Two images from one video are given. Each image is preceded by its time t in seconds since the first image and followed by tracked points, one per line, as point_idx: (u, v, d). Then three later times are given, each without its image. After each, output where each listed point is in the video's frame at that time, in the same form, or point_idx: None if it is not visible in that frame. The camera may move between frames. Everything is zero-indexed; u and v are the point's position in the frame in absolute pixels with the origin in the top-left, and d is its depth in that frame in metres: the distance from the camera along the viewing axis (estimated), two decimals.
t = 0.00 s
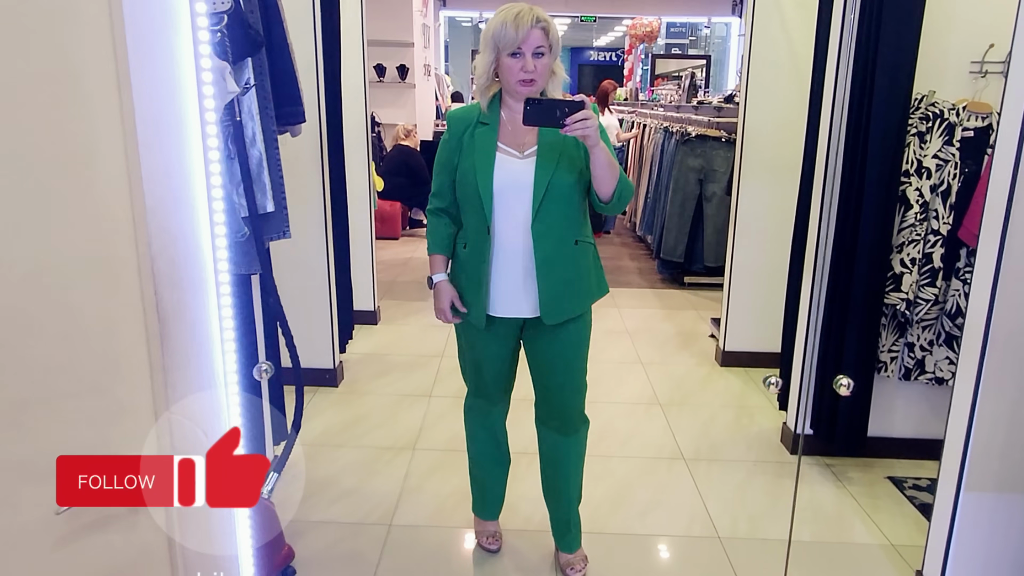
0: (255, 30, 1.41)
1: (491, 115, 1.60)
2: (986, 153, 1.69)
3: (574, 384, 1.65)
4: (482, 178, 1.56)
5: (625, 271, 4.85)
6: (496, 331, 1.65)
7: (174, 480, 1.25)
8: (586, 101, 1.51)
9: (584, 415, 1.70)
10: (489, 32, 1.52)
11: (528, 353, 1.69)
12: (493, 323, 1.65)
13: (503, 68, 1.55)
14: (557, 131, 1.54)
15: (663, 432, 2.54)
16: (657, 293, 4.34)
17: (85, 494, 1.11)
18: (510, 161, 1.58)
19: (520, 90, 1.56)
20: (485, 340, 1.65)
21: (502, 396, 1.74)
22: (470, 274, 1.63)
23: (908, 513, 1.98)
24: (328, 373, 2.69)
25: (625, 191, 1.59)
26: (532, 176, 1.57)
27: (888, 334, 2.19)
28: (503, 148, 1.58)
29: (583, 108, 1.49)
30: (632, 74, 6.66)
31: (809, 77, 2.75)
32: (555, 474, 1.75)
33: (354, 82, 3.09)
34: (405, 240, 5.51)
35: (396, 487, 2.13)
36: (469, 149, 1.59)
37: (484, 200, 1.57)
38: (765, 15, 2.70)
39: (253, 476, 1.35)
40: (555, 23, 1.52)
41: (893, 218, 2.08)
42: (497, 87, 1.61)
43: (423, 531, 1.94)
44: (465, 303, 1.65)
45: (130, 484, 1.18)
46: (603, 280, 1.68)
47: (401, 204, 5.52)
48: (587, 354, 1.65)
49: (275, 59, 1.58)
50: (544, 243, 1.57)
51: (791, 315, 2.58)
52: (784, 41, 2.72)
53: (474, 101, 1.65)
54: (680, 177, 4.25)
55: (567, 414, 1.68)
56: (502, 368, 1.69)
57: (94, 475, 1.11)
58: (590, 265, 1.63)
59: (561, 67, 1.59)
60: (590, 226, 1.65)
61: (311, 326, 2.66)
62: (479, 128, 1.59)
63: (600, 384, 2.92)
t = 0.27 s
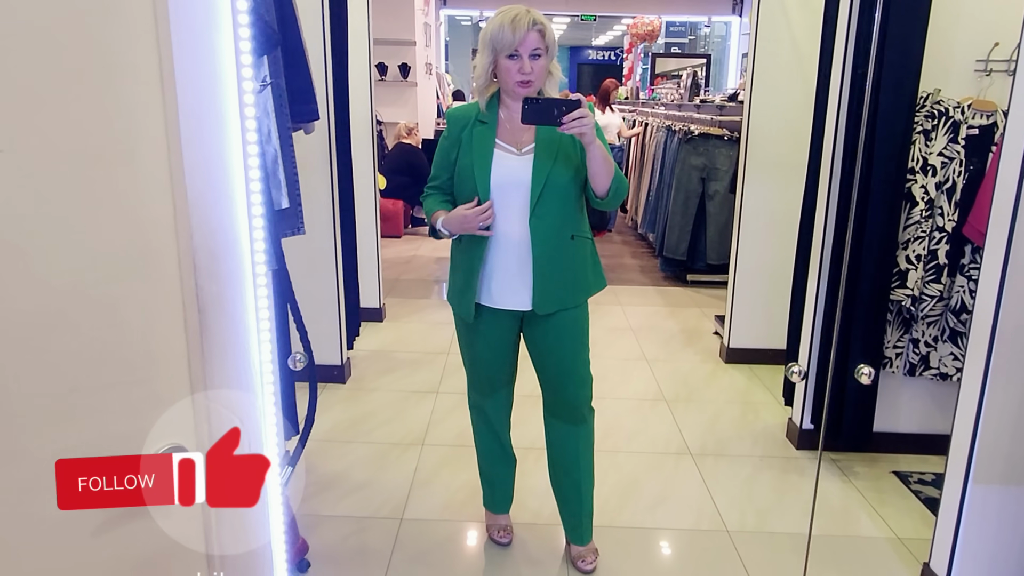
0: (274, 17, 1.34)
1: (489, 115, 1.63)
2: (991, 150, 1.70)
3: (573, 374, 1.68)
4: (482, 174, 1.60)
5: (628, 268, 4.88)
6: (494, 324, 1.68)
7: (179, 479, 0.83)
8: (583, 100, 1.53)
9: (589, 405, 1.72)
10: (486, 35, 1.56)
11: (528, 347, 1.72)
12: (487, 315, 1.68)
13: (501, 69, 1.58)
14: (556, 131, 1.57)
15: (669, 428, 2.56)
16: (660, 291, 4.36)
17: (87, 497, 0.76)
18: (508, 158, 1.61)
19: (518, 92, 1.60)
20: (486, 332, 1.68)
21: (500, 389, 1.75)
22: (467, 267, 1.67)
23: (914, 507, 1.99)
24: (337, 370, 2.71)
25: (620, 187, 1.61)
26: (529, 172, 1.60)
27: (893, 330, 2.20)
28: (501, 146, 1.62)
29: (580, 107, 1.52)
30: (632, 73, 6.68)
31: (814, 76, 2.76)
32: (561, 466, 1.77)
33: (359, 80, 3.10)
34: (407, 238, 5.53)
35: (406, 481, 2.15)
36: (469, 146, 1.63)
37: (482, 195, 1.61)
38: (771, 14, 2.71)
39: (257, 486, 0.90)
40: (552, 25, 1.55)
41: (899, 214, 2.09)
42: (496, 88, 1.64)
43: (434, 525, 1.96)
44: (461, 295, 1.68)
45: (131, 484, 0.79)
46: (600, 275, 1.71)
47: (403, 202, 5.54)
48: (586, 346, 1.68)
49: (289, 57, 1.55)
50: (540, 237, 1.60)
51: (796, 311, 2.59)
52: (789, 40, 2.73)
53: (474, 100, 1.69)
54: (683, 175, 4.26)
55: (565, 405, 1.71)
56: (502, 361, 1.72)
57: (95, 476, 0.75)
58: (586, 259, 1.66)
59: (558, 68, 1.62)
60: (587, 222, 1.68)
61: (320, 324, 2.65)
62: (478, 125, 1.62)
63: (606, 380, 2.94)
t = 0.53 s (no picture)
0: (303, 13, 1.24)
1: (492, 113, 1.63)
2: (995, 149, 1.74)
3: (573, 368, 1.70)
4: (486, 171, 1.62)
5: (629, 267, 4.90)
6: (496, 319, 1.70)
7: (179, 478, 0.81)
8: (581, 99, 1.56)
9: (591, 399, 1.75)
10: (488, 35, 1.57)
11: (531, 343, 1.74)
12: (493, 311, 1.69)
13: (502, 68, 1.60)
14: (554, 128, 1.58)
15: (673, 425, 2.57)
16: (662, 289, 4.38)
17: (86, 495, 0.77)
18: (509, 155, 1.63)
19: (518, 90, 1.61)
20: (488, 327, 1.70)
21: (504, 384, 1.76)
22: (472, 263, 1.68)
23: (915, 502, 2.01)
24: (341, 368, 2.72)
25: (619, 184, 1.64)
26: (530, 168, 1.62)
27: (895, 328, 2.19)
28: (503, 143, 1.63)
29: (578, 106, 1.54)
30: (632, 72, 6.68)
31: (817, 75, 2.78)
32: (565, 461, 1.80)
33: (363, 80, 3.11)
34: (409, 237, 5.55)
35: (412, 479, 2.16)
36: (471, 143, 1.64)
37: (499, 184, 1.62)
38: (774, 14, 2.73)
39: (258, 486, 0.86)
40: (553, 26, 1.57)
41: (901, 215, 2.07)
42: (496, 87, 1.65)
43: (440, 522, 1.98)
44: (466, 291, 1.69)
45: (131, 485, 0.79)
46: (597, 268, 1.73)
47: (405, 201, 5.55)
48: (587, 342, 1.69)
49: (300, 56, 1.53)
50: (542, 233, 1.62)
51: (799, 310, 2.61)
52: (791, 40, 2.74)
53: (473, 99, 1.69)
54: (685, 174, 4.27)
55: (567, 399, 1.73)
56: (505, 356, 1.73)
57: (94, 474, 0.77)
58: (585, 254, 1.68)
59: (558, 67, 1.64)
60: (585, 218, 1.70)
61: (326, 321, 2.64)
62: (481, 125, 1.63)
63: (609, 379, 2.95)
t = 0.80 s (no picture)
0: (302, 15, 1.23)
1: (486, 112, 1.64)
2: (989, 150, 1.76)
3: (567, 365, 1.72)
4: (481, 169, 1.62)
5: (626, 267, 4.91)
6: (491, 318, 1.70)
7: (179, 478, 0.81)
8: (577, 99, 1.56)
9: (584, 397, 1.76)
10: (485, 32, 1.58)
11: (527, 344, 1.75)
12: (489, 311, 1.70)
13: (497, 67, 1.61)
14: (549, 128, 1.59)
15: (670, 425, 2.58)
16: (659, 289, 4.39)
17: (87, 497, 0.78)
18: (503, 153, 1.63)
19: (513, 89, 1.61)
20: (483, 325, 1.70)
21: (501, 383, 1.77)
22: (466, 263, 1.69)
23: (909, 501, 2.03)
24: (339, 368, 2.72)
25: (613, 183, 1.67)
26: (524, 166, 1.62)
27: (890, 328, 2.20)
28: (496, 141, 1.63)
29: (574, 106, 1.55)
30: (628, 73, 6.69)
31: (813, 76, 2.79)
32: (560, 458, 1.81)
33: (361, 80, 3.11)
34: (406, 237, 5.55)
35: (410, 478, 2.17)
36: (465, 144, 1.64)
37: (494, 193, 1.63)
38: (770, 15, 2.74)
39: (257, 485, 0.86)
40: (548, 28, 1.59)
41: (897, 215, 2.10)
42: (491, 86, 1.66)
43: (438, 521, 1.99)
44: (461, 290, 1.70)
45: (130, 484, 0.80)
46: (590, 265, 1.74)
47: (401, 201, 5.55)
48: (580, 340, 1.71)
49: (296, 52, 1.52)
50: (535, 232, 1.63)
51: (795, 309, 2.62)
52: (788, 41, 2.75)
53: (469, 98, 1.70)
54: (681, 174, 4.28)
55: (562, 396, 1.75)
56: (501, 355, 1.74)
57: (94, 476, 0.77)
58: (579, 252, 1.69)
59: (553, 68, 1.65)
60: (579, 215, 1.71)
61: (324, 320, 2.63)
62: (476, 122, 1.64)
63: (607, 378, 2.96)
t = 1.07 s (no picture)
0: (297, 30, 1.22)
1: (475, 109, 1.64)
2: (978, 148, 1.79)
3: (559, 363, 1.72)
4: (472, 167, 1.61)
5: (618, 266, 4.92)
6: (483, 316, 1.70)
7: (179, 478, 0.81)
8: (567, 99, 1.57)
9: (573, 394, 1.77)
10: (476, 32, 1.58)
11: (517, 340, 1.75)
12: (480, 307, 1.70)
13: (488, 65, 1.60)
14: (540, 127, 1.59)
15: (663, 422, 2.59)
16: (651, 288, 4.40)
17: (86, 496, 0.77)
18: (493, 152, 1.63)
19: (505, 88, 1.61)
20: (474, 322, 1.70)
21: (492, 380, 1.77)
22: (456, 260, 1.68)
23: (901, 498, 2.05)
24: (332, 367, 2.71)
25: (604, 182, 1.68)
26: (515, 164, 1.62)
27: (881, 325, 2.21)
28: (485, 138, 1.63)
29: (564, 106, 1.56)
30: (620, 72, 6.71)
31: (804, 75, 2.80)
32: (553, 456, 1.81)
33: (353, 78, 3.10)
34: (398, 236, 5.54)
35: (404, 476, 2.17)
36: (455, 142, 1.63)
37: (476, 188, 1.62)
38: (761, 15, 2.75)
39: (257, 483, 0.86)
40: (540, 28, 1.58)
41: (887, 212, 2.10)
42: (482, 84, 1.65)
43: (433, 519, 1.99)
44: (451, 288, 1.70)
45: (131, 485, 0.79)
46: (580, 262, 1.75)
47: (393, 200, 5.54)
48: (571, 338, 1.72)
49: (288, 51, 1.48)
50: (525, 229, 1.63)
51: (787, 306, 2.64)
52: (779, 41, 2.77)
53: (458, 97, 1.69)
54: (673, 173, 4.28)
55: (553, 394, 1.76)
56: (492, 352, 1.74)
57: (94, 475, 0.77)
58: (569, 249, 1.70)
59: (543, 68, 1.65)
60: (568, 213, 1.72)
61: (316, 318, 2.60)
62: (466, 120, 1.64)
63: (600, 376, 2.96)
